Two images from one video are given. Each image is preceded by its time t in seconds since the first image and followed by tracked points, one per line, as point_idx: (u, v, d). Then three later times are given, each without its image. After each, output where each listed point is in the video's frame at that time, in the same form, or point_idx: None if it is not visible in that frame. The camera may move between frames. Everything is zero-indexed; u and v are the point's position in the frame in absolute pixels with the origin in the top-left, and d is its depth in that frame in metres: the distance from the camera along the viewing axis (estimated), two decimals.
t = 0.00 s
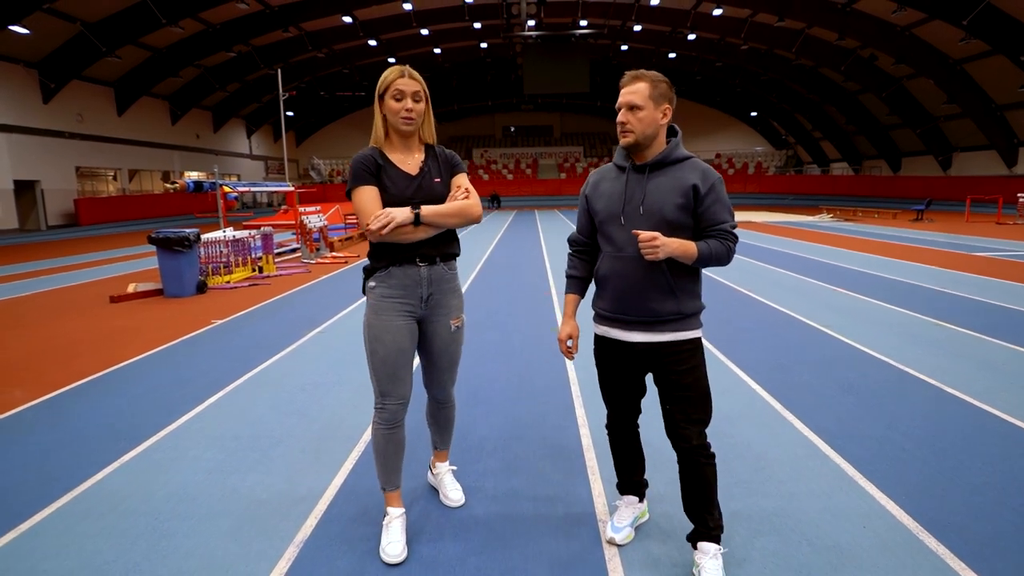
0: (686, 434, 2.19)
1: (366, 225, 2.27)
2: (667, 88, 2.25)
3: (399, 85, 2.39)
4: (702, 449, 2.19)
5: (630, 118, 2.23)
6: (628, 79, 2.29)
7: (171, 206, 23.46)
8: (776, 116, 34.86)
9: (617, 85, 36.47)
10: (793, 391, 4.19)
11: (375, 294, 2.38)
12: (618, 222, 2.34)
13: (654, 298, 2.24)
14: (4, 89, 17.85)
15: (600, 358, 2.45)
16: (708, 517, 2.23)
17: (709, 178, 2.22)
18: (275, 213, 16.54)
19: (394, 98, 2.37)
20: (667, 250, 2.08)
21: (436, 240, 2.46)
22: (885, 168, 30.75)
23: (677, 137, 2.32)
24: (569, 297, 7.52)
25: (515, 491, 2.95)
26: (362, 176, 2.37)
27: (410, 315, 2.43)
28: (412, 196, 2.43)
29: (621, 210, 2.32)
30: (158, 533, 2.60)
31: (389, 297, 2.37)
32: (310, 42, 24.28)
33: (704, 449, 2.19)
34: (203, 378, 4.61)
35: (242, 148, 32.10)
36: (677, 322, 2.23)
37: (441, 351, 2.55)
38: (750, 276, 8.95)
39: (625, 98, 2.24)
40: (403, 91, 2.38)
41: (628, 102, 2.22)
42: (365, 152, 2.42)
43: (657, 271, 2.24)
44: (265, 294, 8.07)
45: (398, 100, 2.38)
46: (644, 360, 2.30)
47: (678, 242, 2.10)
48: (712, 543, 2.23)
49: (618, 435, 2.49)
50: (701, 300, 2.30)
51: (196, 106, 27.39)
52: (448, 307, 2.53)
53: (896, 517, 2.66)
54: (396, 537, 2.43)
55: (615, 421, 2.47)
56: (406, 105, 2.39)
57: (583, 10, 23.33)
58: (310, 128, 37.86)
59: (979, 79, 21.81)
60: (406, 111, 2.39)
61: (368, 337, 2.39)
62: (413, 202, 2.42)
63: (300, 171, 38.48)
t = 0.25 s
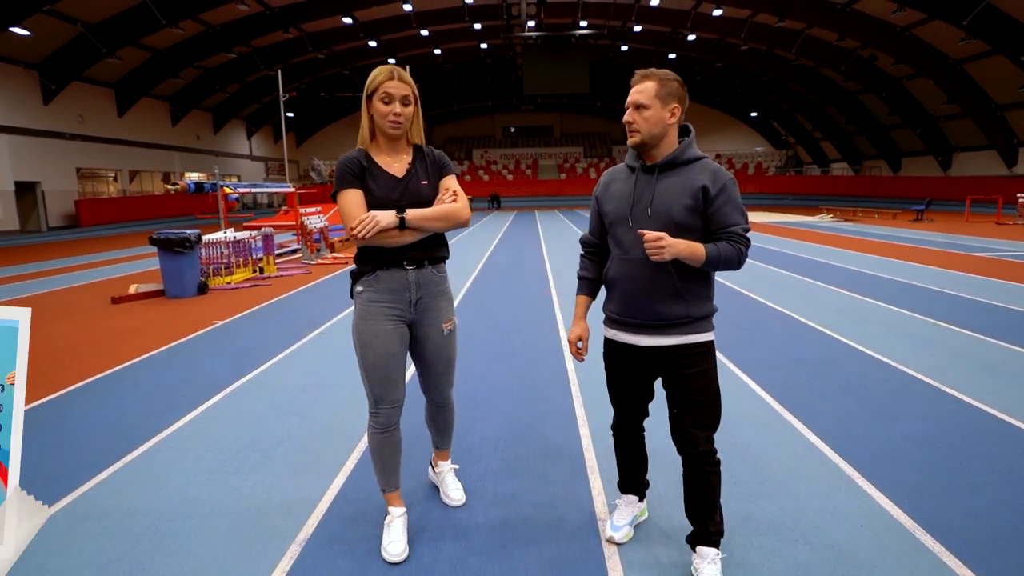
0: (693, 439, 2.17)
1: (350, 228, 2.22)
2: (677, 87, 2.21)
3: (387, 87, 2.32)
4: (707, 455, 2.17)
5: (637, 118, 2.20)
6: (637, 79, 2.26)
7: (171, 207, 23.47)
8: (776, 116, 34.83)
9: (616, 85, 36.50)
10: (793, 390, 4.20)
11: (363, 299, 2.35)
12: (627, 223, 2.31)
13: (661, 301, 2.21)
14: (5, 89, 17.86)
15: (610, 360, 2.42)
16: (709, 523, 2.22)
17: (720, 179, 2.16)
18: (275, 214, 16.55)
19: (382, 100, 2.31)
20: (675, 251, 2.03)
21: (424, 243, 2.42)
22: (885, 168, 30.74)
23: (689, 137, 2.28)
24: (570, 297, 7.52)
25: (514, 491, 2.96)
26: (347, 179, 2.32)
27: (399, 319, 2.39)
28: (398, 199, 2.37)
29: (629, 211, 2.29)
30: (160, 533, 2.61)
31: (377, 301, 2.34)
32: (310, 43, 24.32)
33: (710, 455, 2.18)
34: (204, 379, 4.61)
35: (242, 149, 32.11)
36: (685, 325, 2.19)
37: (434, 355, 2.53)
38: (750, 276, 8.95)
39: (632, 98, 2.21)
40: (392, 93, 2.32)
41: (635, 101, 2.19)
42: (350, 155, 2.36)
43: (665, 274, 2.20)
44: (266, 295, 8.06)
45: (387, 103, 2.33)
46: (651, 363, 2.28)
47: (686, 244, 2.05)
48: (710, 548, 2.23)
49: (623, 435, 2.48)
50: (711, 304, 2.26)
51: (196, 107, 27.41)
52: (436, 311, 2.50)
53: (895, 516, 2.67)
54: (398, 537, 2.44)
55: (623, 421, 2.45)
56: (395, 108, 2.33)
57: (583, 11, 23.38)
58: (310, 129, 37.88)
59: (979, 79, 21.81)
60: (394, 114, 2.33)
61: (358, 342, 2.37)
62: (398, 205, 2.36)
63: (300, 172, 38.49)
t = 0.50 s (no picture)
0: (695, 442, 2.18)
1: (331, 230, 2.17)
2: (689, 83, 2.14)
3: (371, 86, 2.22)
4: (708, 458, 2.18)
5: (647, 116, 2.15)
6: (648, 76, 2.22)
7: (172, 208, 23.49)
8: (776, 116, 34.77)
9: (616, 85, 36.50)
10: (792, 390, 4.21)
11: (348, 303, 2.32)
12: (636, 222, 2.28)
13: (669, 302, 2.18)
14: (5, 91, 17.88)
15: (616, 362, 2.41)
16: (707, 523, 2.24)
17: (733, 178, 2.10)
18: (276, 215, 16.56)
19: (365, 101, 2.22)
20: (681, 252, 1.98)
21: (408, 244, 2.38)
22: (885, 168, 30.73)
23: (705, 135, 2.21)
24: (570, 298, 7.53)
25: (513, 491, 2.98)
26: (328, 179, 2.25)
27: (387, 321, 2.37)
28: (380, 200, 2.30)
29: (639, 210, 2.26)
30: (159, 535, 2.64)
31: (363, 304, 2.31)
32: (310, 44, 24.34)
33: (712, 458, 2.18)
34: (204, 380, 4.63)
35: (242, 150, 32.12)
36: (693, 326, 2.16)
37: (427, 355, 2.51)
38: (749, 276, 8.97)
39: (643, 94, 2.16)
40: (375, 93, 2.22)
41: (645, 99, 2.14)
42: (332, 154, 2.29)
43: (672, 275, 2.16)
44: (266, 296, 8.08)
45: (370, 103, 2.24)
46: (657, 366, 2.27)
47: (693, 244, 2.00)
48: (704, 544, 2.26)
49: (624, 437, 2.49)
50: (723, 306, 2.21)
51: (197, 108, 27.43)
52: (423, 310, 2.46)
53: (889, 512, 2.70)
54: (396, 534, 2.48)
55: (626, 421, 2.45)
56: (378, 108, 2.24)
57: (583, 11, 23.41)
58: (310, 129, 37.89)
59: (979, 79, 21.82)
60: (377, 114, 2.25)
61: (346, 346, 2.34)
62: (380, 206, 2.30)
63: (300, 172, 38.52)
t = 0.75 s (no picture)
0: (697, 442, 2.18)
1: (316, 231, 2.16)
2: (696, 80, 2.12)
3: (357, 88, 2.22)
4: (708, 458, 2.19)
5: (653, 114, 2.15)
6: (654, 73, 2.20)
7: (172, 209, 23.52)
8: (776, 116, 34.74)
9: (616, 85, 36.51)
10: (790, 390, 4.22)
11: (335, 304, 2.32)
12: (643, 222, 2.28)
13: (675, 304, 2.17)
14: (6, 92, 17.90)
15: (621, 363, 2.41)
16: (703, 520, 2.24)
17: (741, 177, 2.08)
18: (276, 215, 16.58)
19: (350, 102, 2.21)
20: (685, 253, 1.98)
21: (394, 244, 2.37)
22: (885, 167, 30.73)
23: (714, 132, 2.19)
24: (569, 298, 7.55)
25: (512, 489, 2.99)
26: (312, 180, 2.24)
27: (375, 321, 2.36)
28: (364, 202, 2.30)
29: (646, 209, 2.26)
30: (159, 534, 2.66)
31: (350, 305, 2.30)
32: (310, 44, 24.36)
33: (711, 457, 2.19)
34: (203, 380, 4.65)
35: (243, 150, 32.15)
36: (698, 328, 2.16)
37: (421, 353, 2.48)
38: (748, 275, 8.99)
39: (650, 92, 2.15)
40: (361, 95, 2.22)
41: (651, 97, 2.14)
42: (317, 154, 2.28)
43: (677, 276, 2.16)
44: (265, 296, 8.08)
45: (355, 104, 2.23)
46: (659, 366, 2.27)
47: (698, 245, 2.00)
48: (698, 540, 2.26)
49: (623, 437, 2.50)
50: (730, 307, 2.20)
51: (197, 109, 27.44)
52: (412, 308, 2.44)
53: (881, 509, 2.73)
54: (393, 530, 2.51)
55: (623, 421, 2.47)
56: (363, 109, 2.23)
57: (583, 12, 23.43)
58: (310, 129, 37.90)
59: (978, 79, 21.83)
60: (363, 116, 2.24)
61: (335, 348, 2.34)
62: (365, 207, 2.29)
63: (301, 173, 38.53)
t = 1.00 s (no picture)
0: (693, 442, 2.20)
1: (307, 235, 2.17)
2: (700, 83, 2.12)
3: (346, 93, 2.24)
4: (703, 458, 2.20)
5: (656, 119, 2.15)
6: (656, 77, 2.20)
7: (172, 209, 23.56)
8: (776, 118, 34.66)
9: (616, 86, 36.55)
10: (786, 391, 4.24)
11: (328, 304, 2.33)
12: (646, 225, 2.28)
13: (676, 308, 2.18)
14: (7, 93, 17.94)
15: (618, 364, 2.42)
16: (693, 517, 2.28)
17: (745, 182, 2.09)
18: (276, 215, 16.60)
19: (340, 105, 2.22)
20: (688, 260, 1.99)
21: (384, 245, 2.35)
22: (884, 169, 30.74)
23: (719, 136, 2.20)
24: (567, 298, 7.59)
25: (508, 489, 3.02)
26: (302, 183, 2.25)
27: (368, 321, 2.36)
28: (354, 205, 2.31)
29: (649, 213, 2.26)
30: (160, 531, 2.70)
31: (342, 305, 2.31)
32: (311, 45, 24.41)
33: (706, 457, 2.20)
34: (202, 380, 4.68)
35: (243, 151, 32.19)
36: (699, 331, 2.17)
37: (414, 350, 2.44)
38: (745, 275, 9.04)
39: (653, 96, 2.16)
40: (349, 99, 2.23)
41: (654, 101, 2.14)
42: (305, 157, 2.29)
43: (679, 280, 2.17)
44: (265, 296, 8.11)
45: (345, 109, 2.24)
46: (659, 367, 2.27)
47: (701, 250, 2.00)
48: (687, 535, 2.31)
49: (615, 443, 2.50)
50: (731, 311, 2.21)
51: (198, 110, 27.51)
52: (404, 305, 2.41)
53: (869, 508, 2.79)
54: (389, 526, 2.55)
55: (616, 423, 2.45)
56: (352, 114, 2.24)
57: (583, 13, 23.48)
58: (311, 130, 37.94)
59: (978, 81, 21.86)
60: (352, 120, 2.24)
61: (329, 347, 2.35)
62: (355, 211, 2.30)
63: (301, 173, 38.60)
